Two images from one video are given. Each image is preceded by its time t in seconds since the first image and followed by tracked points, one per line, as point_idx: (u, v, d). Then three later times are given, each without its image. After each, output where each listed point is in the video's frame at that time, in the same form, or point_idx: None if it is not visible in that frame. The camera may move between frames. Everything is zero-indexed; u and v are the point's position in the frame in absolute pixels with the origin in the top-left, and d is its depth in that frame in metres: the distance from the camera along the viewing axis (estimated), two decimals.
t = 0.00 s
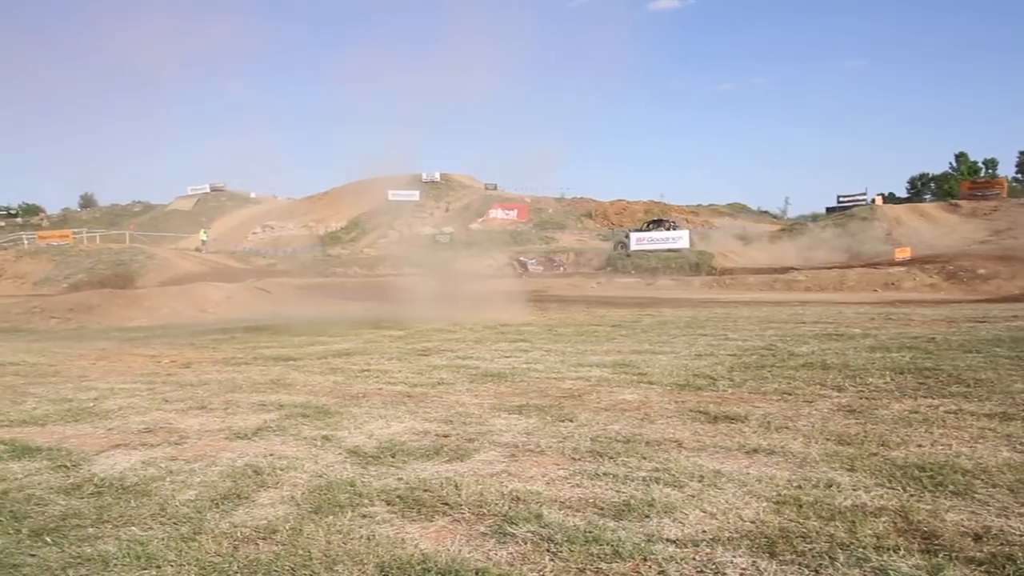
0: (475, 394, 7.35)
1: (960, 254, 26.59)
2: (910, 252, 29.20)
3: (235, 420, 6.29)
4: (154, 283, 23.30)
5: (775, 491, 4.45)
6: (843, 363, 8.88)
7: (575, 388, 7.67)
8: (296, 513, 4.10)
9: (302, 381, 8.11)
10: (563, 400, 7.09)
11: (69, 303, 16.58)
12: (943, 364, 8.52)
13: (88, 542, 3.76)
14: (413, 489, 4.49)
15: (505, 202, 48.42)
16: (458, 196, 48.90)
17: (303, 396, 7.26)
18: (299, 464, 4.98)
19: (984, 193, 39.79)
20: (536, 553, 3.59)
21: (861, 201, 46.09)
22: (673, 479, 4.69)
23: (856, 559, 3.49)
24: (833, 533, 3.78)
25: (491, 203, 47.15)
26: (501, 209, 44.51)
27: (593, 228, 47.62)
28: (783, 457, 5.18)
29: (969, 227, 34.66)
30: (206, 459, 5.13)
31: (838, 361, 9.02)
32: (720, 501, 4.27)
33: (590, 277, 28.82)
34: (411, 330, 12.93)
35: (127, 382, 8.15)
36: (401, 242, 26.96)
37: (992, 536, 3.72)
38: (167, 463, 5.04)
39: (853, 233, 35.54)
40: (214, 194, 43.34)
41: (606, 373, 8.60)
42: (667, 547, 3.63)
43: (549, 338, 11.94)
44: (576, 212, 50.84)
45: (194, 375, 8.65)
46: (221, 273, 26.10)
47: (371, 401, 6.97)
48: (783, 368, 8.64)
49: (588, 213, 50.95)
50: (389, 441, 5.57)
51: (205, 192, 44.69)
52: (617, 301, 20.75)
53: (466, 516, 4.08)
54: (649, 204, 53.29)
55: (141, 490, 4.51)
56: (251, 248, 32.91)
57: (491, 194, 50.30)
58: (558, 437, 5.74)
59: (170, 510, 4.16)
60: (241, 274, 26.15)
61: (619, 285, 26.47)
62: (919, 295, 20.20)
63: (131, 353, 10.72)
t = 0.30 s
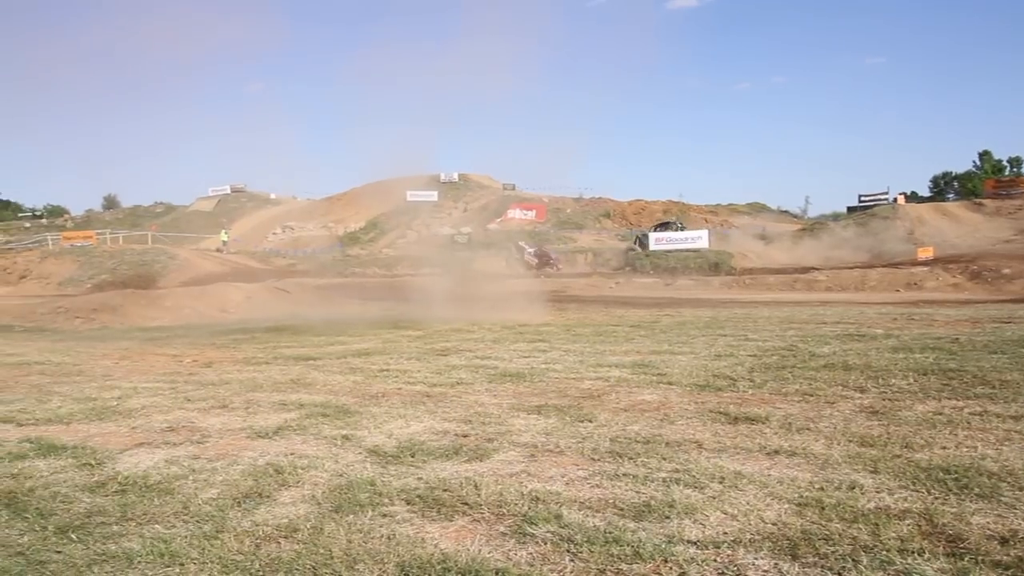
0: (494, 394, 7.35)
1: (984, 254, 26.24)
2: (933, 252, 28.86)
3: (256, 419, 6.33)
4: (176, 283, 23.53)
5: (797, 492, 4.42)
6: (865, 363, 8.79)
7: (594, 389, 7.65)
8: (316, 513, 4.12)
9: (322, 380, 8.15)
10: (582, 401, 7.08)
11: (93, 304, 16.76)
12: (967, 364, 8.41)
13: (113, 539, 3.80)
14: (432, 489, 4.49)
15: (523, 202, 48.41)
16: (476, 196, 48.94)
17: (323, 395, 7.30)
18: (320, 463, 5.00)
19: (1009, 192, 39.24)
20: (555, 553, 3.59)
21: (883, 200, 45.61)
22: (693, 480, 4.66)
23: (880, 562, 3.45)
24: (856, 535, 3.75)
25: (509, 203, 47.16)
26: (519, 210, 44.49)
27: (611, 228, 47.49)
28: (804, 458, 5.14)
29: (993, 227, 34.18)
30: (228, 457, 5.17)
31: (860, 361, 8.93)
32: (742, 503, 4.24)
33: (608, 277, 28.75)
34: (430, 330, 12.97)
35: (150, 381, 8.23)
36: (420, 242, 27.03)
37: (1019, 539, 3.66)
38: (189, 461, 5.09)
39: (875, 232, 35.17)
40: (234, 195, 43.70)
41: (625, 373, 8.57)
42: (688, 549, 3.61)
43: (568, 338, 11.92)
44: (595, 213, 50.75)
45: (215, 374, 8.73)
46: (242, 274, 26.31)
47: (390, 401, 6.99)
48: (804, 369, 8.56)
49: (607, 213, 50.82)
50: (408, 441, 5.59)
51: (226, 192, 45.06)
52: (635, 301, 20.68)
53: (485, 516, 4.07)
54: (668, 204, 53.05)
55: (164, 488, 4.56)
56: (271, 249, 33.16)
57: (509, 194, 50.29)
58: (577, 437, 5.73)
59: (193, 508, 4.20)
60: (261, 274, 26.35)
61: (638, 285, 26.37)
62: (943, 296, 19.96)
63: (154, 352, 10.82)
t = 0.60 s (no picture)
0: (510, 394, 7.35)
1: (1006, 254, 25.91)
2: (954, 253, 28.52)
3: (274, 417, 6.37)
4: (195, 282, 23.72)
5: (816, 494, 4.39)
6: (884, 364, 8.70)
7: (611, 389, 7.64)
8: (334, 511, 4.14)
9: (339, 379, 8.19)
10: (599, 401, 7.06)
11: (113, 302, 16.92)
12: (988, 366, 8.31)
13: (134, 535, 3.84)
14: (449, 488, 4.50)
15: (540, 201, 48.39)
16: (492, 196, 48.95)
17: (340, 394, 7.34)
18: (337, 462, 5.03)
19: None
20: (572, 553, 3.58)
21: (903, 200, 45.15)
22: (711, 481, 4.64)
23: (901, 565, 3.42)
24: (876, 538, 3.72)
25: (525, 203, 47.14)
26: (535, 209, 44.44)
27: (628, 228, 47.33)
28: (822, 460, 5.10)
29: (1016, 228, 33.73)
30: (246, 455, 5.21)
31: (879, 362, 8.86)
32: (760, 504, 4.22)
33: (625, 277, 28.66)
34: (446, 329, 12.99)
35: (169, 379, 8.30)
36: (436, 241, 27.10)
37: None
38: (208, 459, 5.13)
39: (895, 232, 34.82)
40: (252, 195, 43.99)
41: (642, 374, 8.53)
42: (706, 550, 3.60)
43: (584, 337, 11.91)
44: (611, 212, 50.61)
45: (234, 372, 8.80)
46: (260, 273, 26.47)
47: (406, 400, 7.01)
48: (822, 370, 8.49)
49: (623, 213, 50.67)
50: (425, 440, 5.60)
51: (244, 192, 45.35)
52: (652, 301, 20.61)
53: (502, 515, 4.07)
54: (685, 203, 52.82)
55: (184, 485, 4.60)
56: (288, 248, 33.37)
57: (525, 194, 50.26)
58: (594, 437, 5.72)
59: (212, 505, 4.23)
60: (279, 273, 26.51)
61: (654, 285, 26.27)
62: (964, 297, 19.73)
63: (173, 351, 10.91)
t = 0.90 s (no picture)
0: (528, 394, 7.36)
1: None
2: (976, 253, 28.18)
3: (293, 416, 6.41)
4: (215, 282, 23.90)
5: (836, 497, 4.35)
6: (905, 367, 8.62)
7: (629, 389, 7.62)
8: (353, 510, 4.16)
9: (358, 379, 8.24)
10: (616, 401, 7.04)
11: (134, 301, 17.09)
12: (1012, 369, 8.21)
13: (156, 533, 3.87)
14: (467, 488, 4.50)
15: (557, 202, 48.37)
16: (509, 196, 48.99)
17: (359, 393, 7.38)
18: (356, 461, 5.05)
19: None
20: (590, 554, 3.57)
21: (924, 200, 44.67)
22: (730, 483, 4.61)
23: (923, 569, 3.39)
24: (897, 542, 3.68)
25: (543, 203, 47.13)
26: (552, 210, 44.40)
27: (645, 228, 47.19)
28: (843, 462, 5.06)
29: None
30: (266, 454, 5.24)
31: (901, 364, 8.77)
32: (779, 507, 4.19)
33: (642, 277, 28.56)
34: (464, 329, 13.03)
35: (190, 378, 8.37)
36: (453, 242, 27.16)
37: None
38: (228, 457, 5.17)
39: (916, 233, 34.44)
40: (271, 196, 44.28)
41: (660, 375, 8.50)
42: (726, 552, 3.58)
43: (601, 338, 11.89)
44: (629, 213, 50.47)
45: (253, 371, 8.87)
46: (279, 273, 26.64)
47: (425, 400, 7.04)
48: (842, 372, 8.42)
49: (640, 213, 50.52)
50: (443, 439, 5.61)
51: (263, 192, 45.67)
52: (670, 302, 20.53)
53: (520, 516, 4.07)
54: (702, 203, 52.56)
55: (204, 483, 4.64)
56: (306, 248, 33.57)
57: (542, 194, 50.23)
58: (612, 438, 5.70)
59: (233, 503, 4.27)
60: (298, 273, 26.66)
61: (672, 285, 26.17)
62: (987, 298, 19.50)
63: (193, 350, 11.01)
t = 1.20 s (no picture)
0: (549, 396, 7.35)
1: None
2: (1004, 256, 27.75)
3: (316, 416, 6.46)
4: (239, 283, 24.11)
5: (862, 502, 4.30)
6: (932, 371, 8.50)
7: (650, 392, 7.58)
8: (375, 510, 4.18)
9: (380, 380, 8.28)
10: (638, 404, 7.01)
11: (160, 302, 17.30)
12: None
13: (181, 531, 3.92)
14: (489, 490, 4.51)
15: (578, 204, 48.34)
16: (531, 198, 48.99)
17: (381, 394, 7.41)
18: (378, 462, 5.07)
19: None
20: (613, 558, 3.56)
21: (951, 202, 44.06)
22: (753, 487, 4.57)
23: None
24: (925, 548, 3.63)
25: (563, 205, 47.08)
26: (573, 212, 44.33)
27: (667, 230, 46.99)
28: (868, 467, 5.00)
29: None
30: (289, 454, 5.28)
31: (927, 369, 8.65)
32: (804, 512, 4.15)
33: (664, 280, 28.43)
34: (485, 331, 13.05)
35: (214, 378, 8.47)
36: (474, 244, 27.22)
37: None
38: (252, 457, 5.21)
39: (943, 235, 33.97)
40: (294, 198, 44.65)
41: (682, 378, 8.46)
42: (749, 557, 3.55)
43: (623, 340, 11.86)
44: (650, 215, 50.28)
45: (277, 372, 8.95)
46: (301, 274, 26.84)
47: (446, 401, 7.06)
48: (867, 376, 8.33)
49: (662, 216, 50.31)
50: (465, 441, 5.62)
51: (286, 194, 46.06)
52: (692, 305, 20.43)
53: (542, 518, 4.07)
54: (725, 205, 52.22)
55: (229, 482, 4.68)
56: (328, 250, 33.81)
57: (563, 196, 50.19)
58: (634, 441, 5.68)
59: (257, 503, 4.30)
60: (321, 275, 26.83)
61: (694, 288, 26.03)
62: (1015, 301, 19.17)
63: (217, 350, 11.14)
